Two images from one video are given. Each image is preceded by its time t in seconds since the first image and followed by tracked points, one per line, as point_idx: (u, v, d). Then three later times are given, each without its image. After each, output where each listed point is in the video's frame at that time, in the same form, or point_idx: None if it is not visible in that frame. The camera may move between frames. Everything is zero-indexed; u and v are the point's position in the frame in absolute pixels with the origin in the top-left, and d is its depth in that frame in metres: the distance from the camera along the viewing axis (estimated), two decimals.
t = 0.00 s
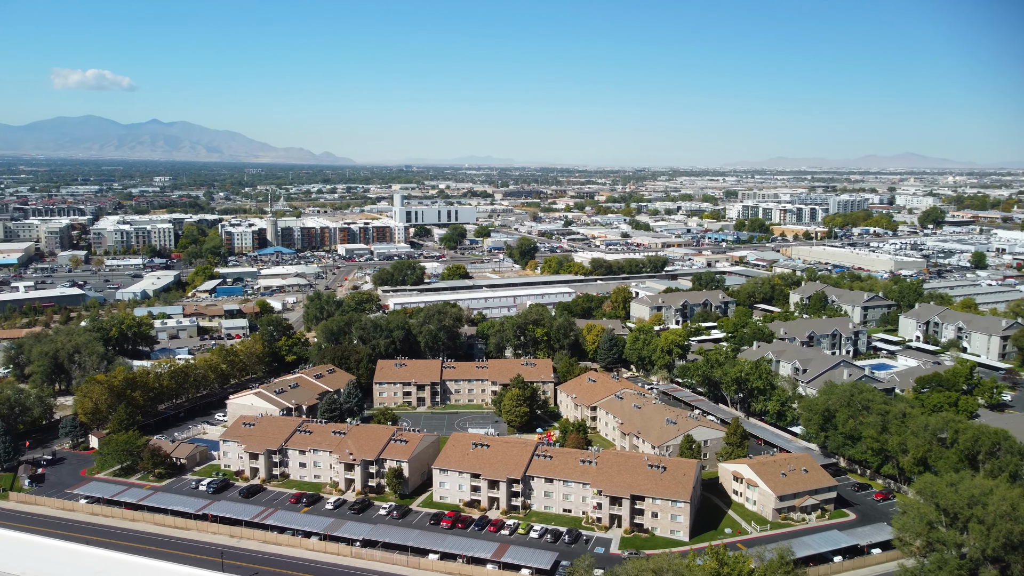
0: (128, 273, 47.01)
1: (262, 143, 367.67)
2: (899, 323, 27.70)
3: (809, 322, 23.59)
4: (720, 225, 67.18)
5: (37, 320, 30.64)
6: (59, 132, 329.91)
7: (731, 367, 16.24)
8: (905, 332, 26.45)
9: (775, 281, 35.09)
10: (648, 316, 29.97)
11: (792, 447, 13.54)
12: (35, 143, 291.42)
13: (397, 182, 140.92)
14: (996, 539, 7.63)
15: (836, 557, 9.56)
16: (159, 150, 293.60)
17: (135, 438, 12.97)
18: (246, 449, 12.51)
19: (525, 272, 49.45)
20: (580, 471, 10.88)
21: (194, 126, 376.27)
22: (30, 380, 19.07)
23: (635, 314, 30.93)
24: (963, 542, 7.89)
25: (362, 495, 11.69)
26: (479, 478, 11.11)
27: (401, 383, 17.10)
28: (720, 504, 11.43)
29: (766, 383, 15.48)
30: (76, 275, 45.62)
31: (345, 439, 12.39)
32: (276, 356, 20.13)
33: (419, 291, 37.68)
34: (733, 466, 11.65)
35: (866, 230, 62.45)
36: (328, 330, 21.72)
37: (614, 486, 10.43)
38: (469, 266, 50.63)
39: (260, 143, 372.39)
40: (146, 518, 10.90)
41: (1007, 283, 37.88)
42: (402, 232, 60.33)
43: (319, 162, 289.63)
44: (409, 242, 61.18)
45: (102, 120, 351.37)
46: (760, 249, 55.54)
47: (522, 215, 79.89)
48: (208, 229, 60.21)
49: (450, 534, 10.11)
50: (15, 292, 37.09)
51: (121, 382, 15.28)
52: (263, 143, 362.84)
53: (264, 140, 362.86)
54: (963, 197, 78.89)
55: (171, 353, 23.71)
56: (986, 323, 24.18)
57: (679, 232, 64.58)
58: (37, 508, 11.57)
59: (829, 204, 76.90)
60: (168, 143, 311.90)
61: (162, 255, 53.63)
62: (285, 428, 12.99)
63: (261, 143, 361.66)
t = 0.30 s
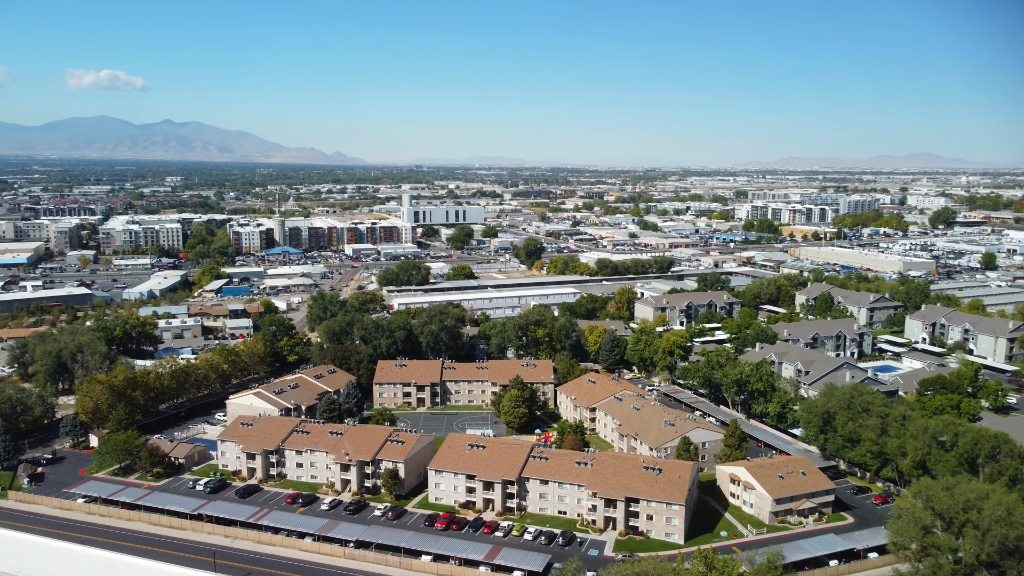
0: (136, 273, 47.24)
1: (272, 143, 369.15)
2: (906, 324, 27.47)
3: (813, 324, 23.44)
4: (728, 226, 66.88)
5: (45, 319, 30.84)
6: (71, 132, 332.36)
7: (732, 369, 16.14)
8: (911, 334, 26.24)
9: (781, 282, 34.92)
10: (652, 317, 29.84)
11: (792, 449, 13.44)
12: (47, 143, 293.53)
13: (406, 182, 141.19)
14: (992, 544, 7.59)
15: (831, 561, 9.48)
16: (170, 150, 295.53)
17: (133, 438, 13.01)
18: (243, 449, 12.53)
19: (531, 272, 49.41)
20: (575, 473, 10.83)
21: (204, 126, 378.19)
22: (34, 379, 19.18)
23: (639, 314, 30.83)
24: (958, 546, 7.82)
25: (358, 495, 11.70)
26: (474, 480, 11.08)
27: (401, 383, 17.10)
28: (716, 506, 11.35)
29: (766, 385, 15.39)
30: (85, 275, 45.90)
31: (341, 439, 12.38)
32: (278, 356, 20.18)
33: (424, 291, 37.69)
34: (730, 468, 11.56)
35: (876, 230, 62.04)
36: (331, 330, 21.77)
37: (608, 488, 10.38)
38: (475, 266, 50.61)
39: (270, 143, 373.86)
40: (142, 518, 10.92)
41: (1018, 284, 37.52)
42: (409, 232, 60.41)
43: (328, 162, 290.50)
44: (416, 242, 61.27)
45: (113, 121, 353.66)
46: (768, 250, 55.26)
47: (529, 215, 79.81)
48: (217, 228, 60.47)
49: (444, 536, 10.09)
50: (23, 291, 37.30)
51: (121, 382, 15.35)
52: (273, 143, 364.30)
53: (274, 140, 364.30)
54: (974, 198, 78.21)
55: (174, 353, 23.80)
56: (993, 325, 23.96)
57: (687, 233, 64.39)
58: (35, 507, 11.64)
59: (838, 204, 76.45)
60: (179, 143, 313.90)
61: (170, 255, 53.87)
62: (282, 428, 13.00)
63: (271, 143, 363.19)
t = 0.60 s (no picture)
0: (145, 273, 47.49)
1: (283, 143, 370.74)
2: (912, 326, 27.25)
3: (817, 325, 23.28)
4: (736, 226, 66.60)
5: (53, 318, 31.05)
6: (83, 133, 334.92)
7: (732, 371, 16.04)
8: (917, 336, 26.04)
9: (788, 283, 34.75)
10: (656, 318, 29.72)
11: (791, 452, 13.35)
12: (60, 143, 295.82)
13: (416, 181, 141.46)
14: (986, 549, 7.50)
15: (827, 566, 9.40)
16: (182, 150, 297.61)
17: (132, 438, 13.04)
18: (240, 449, 12.55)
19: (537, 273, 49.36)
20: (571, 476, 10.78)
21: (215, 126, 380.11)
22: (37, 379, 19.29)
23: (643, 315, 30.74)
24: (953, 552, 7.75)
25: (354, 496, 11.69)
26: (469, 482, 11.06)
27: (401, 384, 17.09)
28: (713, 509, 11.28)
29: (767, 387, 15.28)
30: (93, 275, 46.19)
31: (338, 440, 12.37)
32: (280, 356, 20.20)
33: (430, 292, 37.72)
34: (727, 471, 11.48)
35: (885, 231, 61.63)
36: (333, 330, 21.82)
37: (603, 491, 10.33)
38: (482, 266, 50.61)
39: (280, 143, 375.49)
40: (138, 518, 10.95)
41: None
42: (416, 233, 60.50)
43: (338, 162, 291.38)
44: (423, 243, 61.36)
45: (125, 122, 356.17)
46: (776, 251, 54.99)
47: (537, 215, 79.73)
48: (225, 228, 60.74)
49: (438, 538, 10.06)
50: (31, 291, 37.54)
51: (122, 382, 15.42)
52: (283, 142, 365.78)
53: (284, 140, 365.81)
54: (987, 198, 77.52)
55: (178, 353, 23.89)
56: (1000, 327, 23.71)
57: (694, 233, 64.18)
58: (33, 506, 11.69)
59: (848, 205, 75.98)
60: (191, 143, 316.09)
61: (178, 255, 54.13)
62: (279, 429, 13.01)
63: (281, 144, 364.69)
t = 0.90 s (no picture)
0: (153, 273, 47.73)
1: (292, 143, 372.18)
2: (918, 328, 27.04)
3: (821, 327, 23.11)
4: (745, 227, 66.30)
5: (61, 317, 31.25)
6: (95, 133, 337.43)
7: (733, 374, 15.95)
8: (924, 338, 25.84)
9: (794, 284, 34.58)
10: (660, 319, 29.60)
11: (791, 455, 13.26)
12: (73, 143, 298.20)
13: (425, 181, 141.64)
14: (981, 555, 7.50)
15: (822, 570, 9.33)
16: (194, 150, 299.48)
17: (131, 438, 13.08)
18: (237, 449, 12.56)
19: (543, 273, 49.31)
20: (566, 477, 10.74)
21: (225, 126, 381.84)
22: (40, 378, 19.38)
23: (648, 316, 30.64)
24: (948, 558, 7.72)
25: (350, 497, 11.69)
26: (464, 483, 11.03)
27: (401, 385, 17.08)
28: (709, 512, 11.21)
29: (767, 389, 15.18)
30: (102, 275, 46.46)
31: (335, 441, 12.36)
32: (282, 356, 20.23)
33: (435, 292, 37.72)
34: (724, 474, 11.42)
35: (895, 232, 61.18)
36: (335, 330, 21.84)
37: (598, 493, 10.29)
38: (488, 267, 50.59)
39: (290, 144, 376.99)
40: (134, 518, 10.98)
41: None
42: (423, 233, 60.55)
43: (347, 162, 292.17)
44: (431, 243, 61.43)
45: (136, 122, 358.47)
46: (785, 252, 54.72)
47: (545, 215, 79.65)
48: (234, 228, 60.99)
49: (431, 539, 10.04)
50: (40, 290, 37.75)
51: (123, 381, 15.50)
52: (293, 142, 367.23)
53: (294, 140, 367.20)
54: (999, 199, 76.82)
55: (181, 353, 23.97)
56: (1008, 329, 23.44)
57: (703, 234, 63.95)
58: (31, 505, 11.74)
59: (858, 206, 75.49)
60: (203, 142, 318.18)
61: (186, 255, 54.39)
62: (277, 429, 13.03)
63: (291, 144, 366.05)
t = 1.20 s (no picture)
0: (161, 272, 47.96)
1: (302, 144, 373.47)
2: (925, 331, 26.83)
3: (825, 329, 22.94)
4: (754, 228, 66.02)
5: (68, 317, 31.45)
6: (108, 133, 339.89)
7: (733, 376, 15.86)
8: (930, 340, 25.62)
9: (800, 285, 34.38)
10: (665, 320, 29.50)
11: (790, 457, 13.16)
12: (85, 143, 300.45)
13: (435, 180, 141.85)
14: (974, 561, 7.45)
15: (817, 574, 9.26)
16: (205, 150, 301.19)
17: (130, 437, 13.13)
18: (235, 450, 12.60)
19: (550, 274, 49.24)
20: (561, 479, 10.69)
21: (235, 127, 383.68)
22: (44, 378, 19.50)
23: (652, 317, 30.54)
24: (942, 564, 7.65)
25: (345, 498, 11.70)
26: (459, 485, 11.01)
27: (400, 385, 17.09)
28: (706, 515, 11.15)
29: (768, 392, 15.07)
30: (110, 274, 46.68)
31: (331, 442, 12.37)
32: (284, 357, 20.22)
33: (440, 292, 37.73)
34: (721, 476, 11.35)
35: (905, 233, 60.71)
36: (337, 331, 21.87)
37: (592, 495, 10.25)
38: (494, 267, 50.57)
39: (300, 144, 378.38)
40: (131, 517, 11.01)
41: None
42: (430, 234, 60.59)
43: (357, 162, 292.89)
44: (438, 243, 61.49)
45: (148, 123, 360.78)
46: (793, 253, 54.44)
47: (553, 216, 79.54)
48: (242, 228, 61.22)
49: (425, 541, 10.02)
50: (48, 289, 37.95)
51: (123, 381, 15.57)
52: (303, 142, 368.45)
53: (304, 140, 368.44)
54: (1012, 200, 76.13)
55: (185, 352, 24.07)
56: (1015, 332, 23.22)
57: (711, 234, 63.69)
58: (30, 503, 11.81)
59: (869, 207, 74.95)
60: (214, 142, 320.06)
61: (195, 255, 54.62)
62: (275, 429, 13.05)
63: (302, 143, 367.16)
